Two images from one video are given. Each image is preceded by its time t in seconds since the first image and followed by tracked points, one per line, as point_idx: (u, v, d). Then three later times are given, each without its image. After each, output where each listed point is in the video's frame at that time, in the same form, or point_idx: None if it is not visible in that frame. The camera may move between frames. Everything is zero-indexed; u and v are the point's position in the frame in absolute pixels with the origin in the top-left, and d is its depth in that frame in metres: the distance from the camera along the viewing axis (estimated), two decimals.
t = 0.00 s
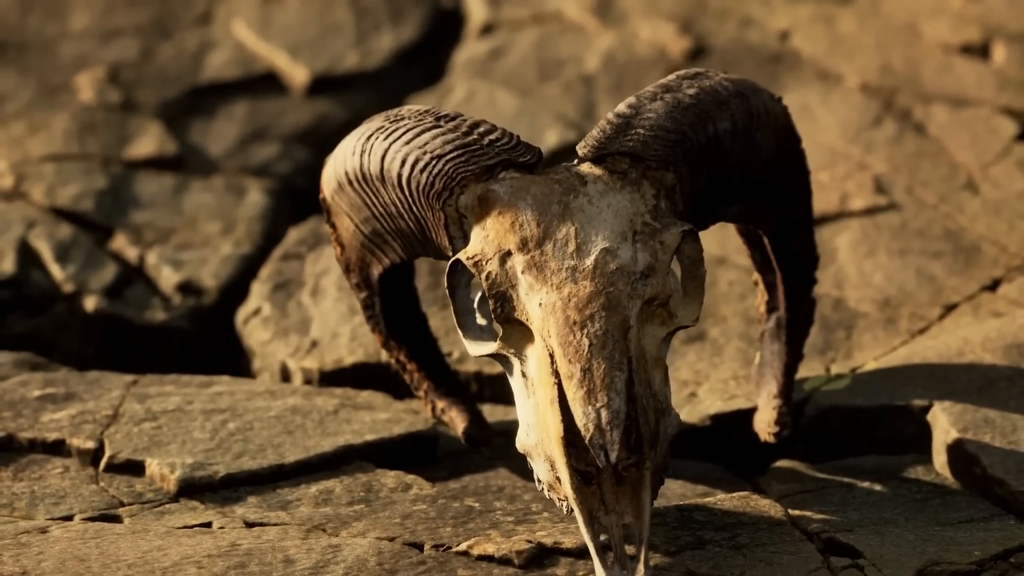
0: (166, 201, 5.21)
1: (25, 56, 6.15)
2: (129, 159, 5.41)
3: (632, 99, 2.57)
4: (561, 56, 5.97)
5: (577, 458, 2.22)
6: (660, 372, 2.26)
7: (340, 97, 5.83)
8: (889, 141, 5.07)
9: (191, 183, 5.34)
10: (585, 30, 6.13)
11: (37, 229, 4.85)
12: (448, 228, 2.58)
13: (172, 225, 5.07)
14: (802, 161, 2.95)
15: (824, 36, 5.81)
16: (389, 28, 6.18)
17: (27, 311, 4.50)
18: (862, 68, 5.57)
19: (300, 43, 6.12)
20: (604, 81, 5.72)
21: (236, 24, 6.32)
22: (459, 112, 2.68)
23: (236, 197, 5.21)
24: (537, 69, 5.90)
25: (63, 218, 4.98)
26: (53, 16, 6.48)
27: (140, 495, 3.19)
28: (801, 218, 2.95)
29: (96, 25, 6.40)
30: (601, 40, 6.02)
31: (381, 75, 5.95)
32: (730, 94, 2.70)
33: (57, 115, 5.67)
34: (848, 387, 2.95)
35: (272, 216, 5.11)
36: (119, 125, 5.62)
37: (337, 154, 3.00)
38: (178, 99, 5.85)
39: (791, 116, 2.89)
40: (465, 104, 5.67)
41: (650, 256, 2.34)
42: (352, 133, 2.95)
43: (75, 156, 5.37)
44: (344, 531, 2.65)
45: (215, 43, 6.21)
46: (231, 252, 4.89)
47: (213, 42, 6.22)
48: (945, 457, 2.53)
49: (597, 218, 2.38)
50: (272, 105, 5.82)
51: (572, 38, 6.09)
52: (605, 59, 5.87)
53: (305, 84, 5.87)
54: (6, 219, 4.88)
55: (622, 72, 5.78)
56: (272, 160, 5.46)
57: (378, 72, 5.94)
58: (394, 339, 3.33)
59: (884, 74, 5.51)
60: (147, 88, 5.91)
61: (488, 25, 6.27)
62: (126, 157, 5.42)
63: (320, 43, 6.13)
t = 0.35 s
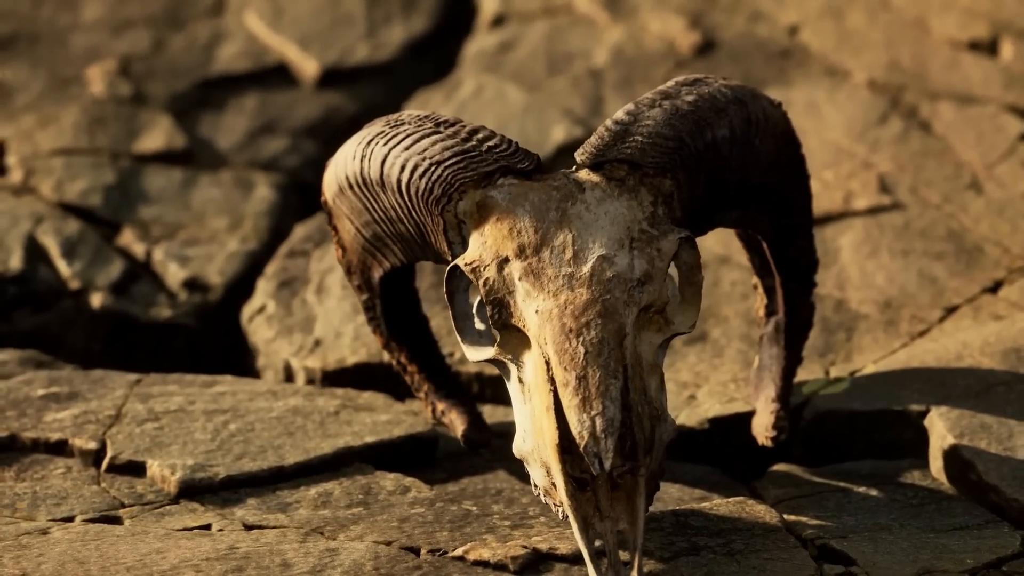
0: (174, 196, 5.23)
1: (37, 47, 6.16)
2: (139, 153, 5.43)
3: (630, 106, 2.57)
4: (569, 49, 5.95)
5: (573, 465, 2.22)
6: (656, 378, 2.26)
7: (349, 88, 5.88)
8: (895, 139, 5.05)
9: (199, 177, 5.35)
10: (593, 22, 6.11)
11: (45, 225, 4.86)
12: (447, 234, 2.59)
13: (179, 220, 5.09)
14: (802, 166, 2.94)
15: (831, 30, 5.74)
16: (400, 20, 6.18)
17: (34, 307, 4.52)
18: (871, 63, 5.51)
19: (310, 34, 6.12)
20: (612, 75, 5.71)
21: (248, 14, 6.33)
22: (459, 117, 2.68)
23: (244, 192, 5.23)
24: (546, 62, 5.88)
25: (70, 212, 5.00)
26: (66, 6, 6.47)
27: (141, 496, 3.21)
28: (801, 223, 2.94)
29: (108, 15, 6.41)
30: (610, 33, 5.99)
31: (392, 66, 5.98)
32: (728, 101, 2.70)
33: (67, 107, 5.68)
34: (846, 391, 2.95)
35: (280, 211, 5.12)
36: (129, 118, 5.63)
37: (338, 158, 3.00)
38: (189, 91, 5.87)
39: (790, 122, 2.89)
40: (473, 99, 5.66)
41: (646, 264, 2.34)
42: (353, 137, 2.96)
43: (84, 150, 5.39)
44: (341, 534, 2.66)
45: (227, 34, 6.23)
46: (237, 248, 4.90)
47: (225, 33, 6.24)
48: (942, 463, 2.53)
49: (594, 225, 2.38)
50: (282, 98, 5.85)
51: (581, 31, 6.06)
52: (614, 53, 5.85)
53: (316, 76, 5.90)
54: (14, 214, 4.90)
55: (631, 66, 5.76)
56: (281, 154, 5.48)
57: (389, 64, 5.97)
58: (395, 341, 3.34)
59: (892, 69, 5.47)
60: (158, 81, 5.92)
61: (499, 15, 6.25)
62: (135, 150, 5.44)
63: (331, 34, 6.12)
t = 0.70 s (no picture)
0: (181, 191, 5.24)
1: (47, 37, 6.15)
2: (147, 147, 5.44)
3: (628, 112, 2.56)
4: (578, 44, 5.94)
5: (568, 471, 2.23)
6: (653, 384, 2.27)
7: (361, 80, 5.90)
8: (901, 137, 5.03)
9: (207, 172, 5.36)
10: (602, 15, 6.10)
11: (52, 220, 4.87)
12: (447, 238, 2.60)
13: (187, 216, 5.10)
14: (801, 170, 2.94)
15: (840, 25, 5.70)
16: (411, 11, 6.19)
17: (40, 303, 4.53)
18: (878, 57, 5.49)
19: (320, 27, 6.14)
20: (620, 70, 5.69)
21: (259, 5, 6.33)
22: (459, 122, 2.68)
23: (252, 186, 5.25)
24: (554, 57, 5.88)
25: (78, 207, 5.01)
26: None
27: (142, 496, 3.22)
28: (799, 227, 2.94)
29: (118, 5, 6.38)
30: (619, 27, 5.98)
31: (402, 59, 5.99)
32: (726, 107, 2.69)
33: (77, 100, 5.69)
34: (844, 394, 2.95)
35: (287, 206, 5.15)
36: (138, 112, 5.63)
37: (339, 161, 3.01)
38: (198, 84, 5.87)
39: (789, 126, 2.88)
40: (480, 94, 5.65)
41: (643, 270, 2.34)
42: (354, 141, 2.96)
43: (93, 144, 5.40)
44: (340, 537, 2.67)
45: (237, 26, 6.22)
46: (243, 244, 4.92)
47: (235, 24, 6.23)
48: (938, 467, 2.53)
49: (592, 231, 2.38)
50: (292, 91, 5.87)
51: (590, 25, 6.06)
52: (622, 47, 5.84)
53: (326, 69, 5.92)
54: (22, 209, 4.91)
55: (638, 60, 5.73)
56: (289, 149, 5.50)
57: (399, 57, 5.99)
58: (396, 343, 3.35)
59: (899, 65, 5.43)
60: (169, 73, 5.91)
61: (509, 7, 6.24)
62: (144, 144, 5.45)
63: (341, 28, 6.14)
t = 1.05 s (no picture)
0: (189, 184, 5.26)
1: (59, 28, 6.14)
2: (156, 140, 5.45)
3: (627, 118, 2.56)
4: (587, 36, 5.91)
5: (564, 476, 2.24)
6: (648, 390, 2.27)
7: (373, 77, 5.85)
8: (906, 135, 5.00)
9: (215, 166, 5.38)
10: (613, 8, 6.05)
11: (60, 215, 4.88)
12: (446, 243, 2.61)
13: (194, 211, 5.12)
14: (800, 175, 2.94)
15: (848, 20, 5.63)
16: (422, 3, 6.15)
17: (47, 299, 4.54)
18: (883, 56, 5.42)
19: (331, 19, 6.10)
20: (628, 64, 5.66)
21: None
22: (459, 127, 2.69)
23: (261, 179, 5.27)
24: (563, 50, 5.85)
25: (85, 202, 5.03)
26: None
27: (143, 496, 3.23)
28: (798, 230, 2.93)
29: None
30: (629, 19, 5.94)
31: (412, 52, 5.96)
32: (725, 113, 2.69)
33: (87, 92, 5.70)
34: (842, 397, 2.95)
35: (295, 200, 5.17)
36: (148, 104, 5.64)
37: (340, 164, 3.01)
38: (209, 76, 5.87)
39: (788, 132, 2.88)
40: (488, 88, 5.64)
41: (640, 276, 2.34)
42: (355, 144, 2.97)
43: (102, 138, 5.41)
44: (337, 539, 2.68)
45: (248, 17, 6.20)
46: (250, 240, 4.93)
47: (246, 15, 6.20)
48: (934, 471, 2.54)
49: (589, 237, 2.38)
50: (301, 84, 5.87)
51: (600, 17, 6.02)
52: (631, 40, 5.81)
53: (335, 61, 5.90)
54: (30, 203, 4.93)
55: (647, 55, 5.69)
56: (296, 142, 5.50)
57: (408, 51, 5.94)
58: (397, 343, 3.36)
59: (905, 62, 5.37)
60: (180, 65, 5.91)
61: None
62: (153, 137, 5.46)
63: (353, 19, 6.11)
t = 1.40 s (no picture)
0: (197, 178, 5.27)
1: (70, 20, 6.19)
2: (165, 133, 5.46)
3: (625, 122, 2.56)
4: (596, 29, 5.87)
5: (559, 480, 2.24)
6: (644, 395, 2.28)
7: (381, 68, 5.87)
8: (911, 132, 4.98)
9: (223, 159, 5.38)
10: None
11: (67, 210, 4.90)
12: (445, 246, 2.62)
13: (201, 204, 5.14)
14: (800, 177, 2.93)
15: (857, 12, 5.60)
16: None
17: (54, 294, 4.57)
18: (889, 54, 5.38)
19: (341, 11, 6.10)
20: (635, 58, 5.63)
21: None
22: (459, 130, 2.69)
23: (268, 173, 5.27)
24: (571, 43, 5.81)
25: (93, 196, 5.05)
26: None
27: (144, 495, 3.25)
28: (796, 233, 2.93)
29: None
30: (638, 9, 5.91)
31: (421, 44, 5.95)
32: (724, 117, 2.68)
33: (97, 85, 5.72)
34: (840, 399, 2.96)
35: (301, 194, 5.17)
36: (158, 96, 5.65)
37: (341, 166, 3.02)
38: (218, 69, 5.88)
39: (788, 135, 2.87)
40: (495, 82, 5.62)
41: (637, 281, 2.35)
42: (356, 146, 2.98)
43: (111, 131, 5.43)
44: (335, 540, 2.69)
45: (259, 9, 6.20)
46: (256, 234, 4.94)
47: (257, 7, 6.21)
48: (930, 475, 2.54)
49: (587, 241, 2.39)
50: (310, 77, 5.87)
51: (610, 8, 5.99)
52: (639, 32, 5.77)
53: (345, 53, 5.90)
54: (38, 198, 4.95)
55: (654, 48, 5.65)
56: (305, 136, 5.51)
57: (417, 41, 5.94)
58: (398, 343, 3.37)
59: (911, 58, 5.34)
60: (189, 58, 5.92)
61: None
62: (162, 130, 5.47)
63: (363, 11, 6.09)
